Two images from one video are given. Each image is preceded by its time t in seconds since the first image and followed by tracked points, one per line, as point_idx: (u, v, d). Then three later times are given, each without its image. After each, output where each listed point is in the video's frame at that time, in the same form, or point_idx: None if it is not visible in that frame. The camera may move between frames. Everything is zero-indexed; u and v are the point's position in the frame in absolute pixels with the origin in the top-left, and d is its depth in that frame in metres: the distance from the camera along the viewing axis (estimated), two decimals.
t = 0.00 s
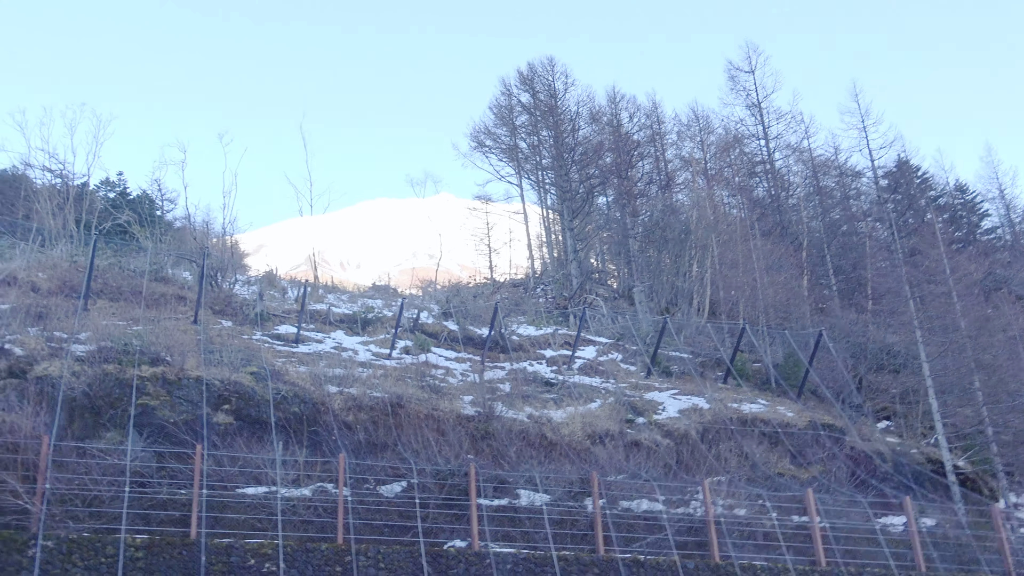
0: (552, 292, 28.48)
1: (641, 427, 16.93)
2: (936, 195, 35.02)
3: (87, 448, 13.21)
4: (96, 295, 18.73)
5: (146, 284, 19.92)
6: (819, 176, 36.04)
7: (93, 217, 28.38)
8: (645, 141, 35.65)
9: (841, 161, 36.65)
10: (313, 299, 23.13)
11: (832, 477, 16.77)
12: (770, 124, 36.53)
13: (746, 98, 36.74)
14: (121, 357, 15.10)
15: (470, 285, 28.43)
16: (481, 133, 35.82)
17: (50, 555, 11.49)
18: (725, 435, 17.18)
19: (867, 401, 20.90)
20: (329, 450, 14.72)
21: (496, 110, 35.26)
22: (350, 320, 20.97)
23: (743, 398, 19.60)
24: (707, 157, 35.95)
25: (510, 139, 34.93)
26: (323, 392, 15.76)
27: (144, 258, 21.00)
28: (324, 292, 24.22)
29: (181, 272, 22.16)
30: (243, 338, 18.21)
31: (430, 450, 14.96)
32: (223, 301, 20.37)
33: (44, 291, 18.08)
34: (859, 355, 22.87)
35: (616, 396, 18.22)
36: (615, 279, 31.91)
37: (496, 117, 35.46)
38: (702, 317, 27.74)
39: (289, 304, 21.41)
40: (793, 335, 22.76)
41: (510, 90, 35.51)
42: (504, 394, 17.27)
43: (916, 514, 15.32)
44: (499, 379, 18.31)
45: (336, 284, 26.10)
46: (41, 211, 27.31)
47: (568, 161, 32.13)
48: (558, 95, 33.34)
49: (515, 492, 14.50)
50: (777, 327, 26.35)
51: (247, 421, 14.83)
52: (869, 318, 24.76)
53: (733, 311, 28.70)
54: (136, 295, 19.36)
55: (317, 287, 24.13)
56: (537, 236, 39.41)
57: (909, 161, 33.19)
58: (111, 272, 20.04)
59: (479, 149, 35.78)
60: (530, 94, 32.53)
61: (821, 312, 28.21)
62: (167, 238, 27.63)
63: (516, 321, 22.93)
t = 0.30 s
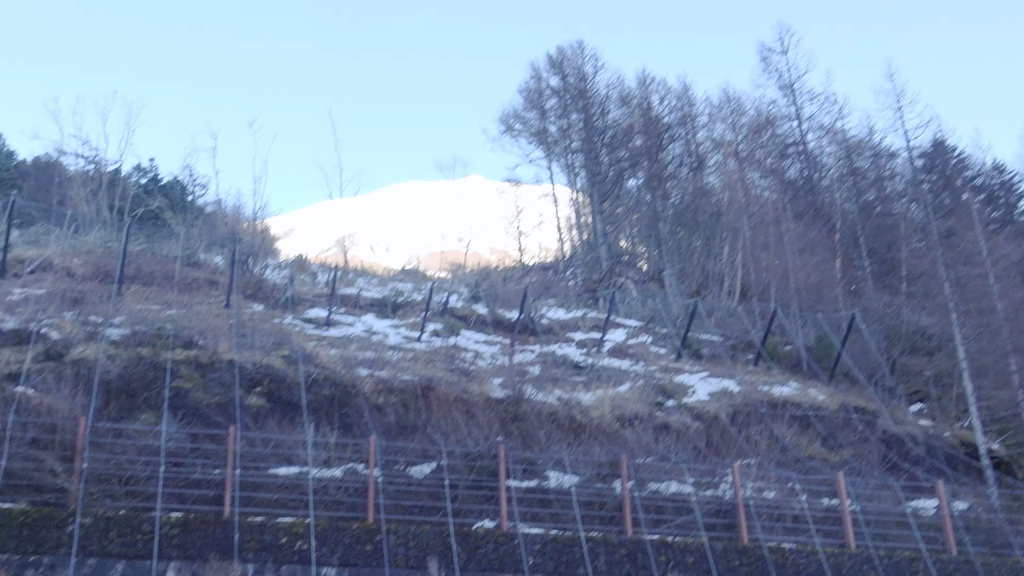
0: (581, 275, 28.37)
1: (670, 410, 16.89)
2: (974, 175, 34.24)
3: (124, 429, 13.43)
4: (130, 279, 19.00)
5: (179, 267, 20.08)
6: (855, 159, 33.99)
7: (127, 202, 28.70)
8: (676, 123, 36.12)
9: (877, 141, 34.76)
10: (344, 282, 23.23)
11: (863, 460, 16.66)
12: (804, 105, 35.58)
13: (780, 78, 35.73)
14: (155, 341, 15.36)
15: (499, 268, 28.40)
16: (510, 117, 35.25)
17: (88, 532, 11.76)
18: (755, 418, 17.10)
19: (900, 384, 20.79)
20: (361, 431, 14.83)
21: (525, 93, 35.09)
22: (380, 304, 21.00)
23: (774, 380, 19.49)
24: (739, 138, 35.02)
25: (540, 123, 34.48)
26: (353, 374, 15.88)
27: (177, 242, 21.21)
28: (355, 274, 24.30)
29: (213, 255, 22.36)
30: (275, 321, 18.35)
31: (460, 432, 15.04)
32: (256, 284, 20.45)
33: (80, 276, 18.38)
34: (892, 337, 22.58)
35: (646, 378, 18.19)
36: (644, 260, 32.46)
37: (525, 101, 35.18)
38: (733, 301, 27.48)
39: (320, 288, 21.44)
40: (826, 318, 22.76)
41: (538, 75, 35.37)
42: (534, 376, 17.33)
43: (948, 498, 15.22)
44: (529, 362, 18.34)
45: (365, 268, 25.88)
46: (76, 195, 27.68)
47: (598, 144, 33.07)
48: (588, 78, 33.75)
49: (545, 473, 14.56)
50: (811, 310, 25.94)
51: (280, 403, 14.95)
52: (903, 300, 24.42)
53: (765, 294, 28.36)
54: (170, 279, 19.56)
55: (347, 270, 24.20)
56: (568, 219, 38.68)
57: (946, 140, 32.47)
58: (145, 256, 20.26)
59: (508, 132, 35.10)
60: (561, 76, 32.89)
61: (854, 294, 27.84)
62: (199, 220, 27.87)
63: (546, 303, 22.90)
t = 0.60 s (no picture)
0: (620, 255, 28.26)
1: (710, 391, 16.73)
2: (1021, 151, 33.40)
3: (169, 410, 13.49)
4: (174, 261, 19.14)
5: (222, 249, 20.17)
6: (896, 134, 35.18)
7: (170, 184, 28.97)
8: (715, 100, 35.02)
9: (920, 117, 35.51)
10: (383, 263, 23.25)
11: (905, 442, 16.49)
12: (846, 79, 35.15)
13: (821, 53, 35.36)
14: (200, 323, 15.41)
15: (536, 248, 28.32)
16: (547, 95, 34.95)
17: (136, 511, 11.93)
18: (796, 399, 16.92)
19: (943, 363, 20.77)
20: (401, 413, 14.88)
21: (562, 70, 34.49)
22: (419, 285, 21.00)
23: (815, 362, 19.30)
24: (779, 116, 34.45)
25: (577, 101, 34.02)
26: (394, 356, 15.88)
27: (219, 224, 21.33)
28: (393, 256, 24.31)
29: (254, 238, 22.48)
30: (315, 303, 18.40)
31: (500, 414, 15.01)
32: (296, 267, 20.52)
33: (125, 258, 18.52)
34: (935, 316, 22.09)
35: (686, 360, 18.08)
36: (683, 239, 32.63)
37: (562, 78, 34.60)
38: (772, 279, 27.19)
39: (360, 270, 21.37)
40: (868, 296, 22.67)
41: (576, 50, 34.61)
42: (573, 357, 17.25)
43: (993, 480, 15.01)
44: (568, 343, 18.27)
45: (404, 249, 26.07)
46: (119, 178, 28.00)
47: (637, 122, 31.18)
48: (626, 54, 32.45)
49: (584, 455, 14.53)
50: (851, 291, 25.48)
51: (321, 384, 15.04)
52: (947, 280, 24.00)
53: (805, 274, 27.97)
54: (212, 261, 19.66)
55: (386, 251, 24.25)
56: (606, 196, 38.85)
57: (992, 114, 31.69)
58: (188, 238, 20.36)
59: (546, 111, 34.89)
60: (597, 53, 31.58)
61: (896, 275, 27.43)
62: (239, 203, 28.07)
63: (584, 284, 22.82)
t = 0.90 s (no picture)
0: (643, 255, 28.18)
1: (733, 393, 16.62)
2: None
3: (193, 410, 13.57)
4: (199, 261, 19.22)
5: (246, 249, 20.25)
6: (922, 130, 35.08)
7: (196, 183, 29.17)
8: (739, 97, 34.94)
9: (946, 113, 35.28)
10: (405, 262, 23.31)
11: (931, 445, 16.32)
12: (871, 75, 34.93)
13: (846, 48, 35.13)
14: (224, 323, 15.48)
15: (559, 248, 28.36)
16: (570, 92, 35.16)
17: (160, 512, 11.98)
18: (820, 402, 16.79)
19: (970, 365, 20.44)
20: (423, 414, 14.85)
21: (584, 67, 34.51)
22: (442, 284, 21.01)
23: (839, 363, 19.15)
24: (803, 112, 34.47)
25: (600, 98, 34.34)
26: (416, 356, 15.91)
27: (243, 224, 21.38)
28: (416, 255, 24.37)
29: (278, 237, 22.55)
30: (338, 303, 18.44)
31: (521, 415, 14.97)
32: (319, 267, 20.57)
33: (151, 258, 18.60)
34: (961, 317, 21.71)
35: (708, 361, 17.99)
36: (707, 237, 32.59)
37: (585, 74, 34.72)
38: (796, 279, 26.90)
39: (383, 270, 21.40)
40: (893, 297, 22.24)
41: (598, 47, 34.64)
42: (594, 358, 17.20)
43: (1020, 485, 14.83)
44: (589, 343, 18.24)
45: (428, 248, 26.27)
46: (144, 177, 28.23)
47: (660, 119, 31.01)
48: (648, 51, 32.26)
49: (606, 457, 14.47)
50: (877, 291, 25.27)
51: (344, 385, 15.04)
52: (974, 281, 23.78)
53: (829, 274, 27.78)
54: (236, 261, 19.72)
55: (409, 251, 24.30)
56: (630, 194, 38.98)
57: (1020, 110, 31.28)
58: (213, 238, 20.44)
59: (568, 108, 35.17)
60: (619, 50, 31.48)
61: (922, 274, 27.19)
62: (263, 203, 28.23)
63: (606, 283, 22.82)
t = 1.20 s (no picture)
0: (659, 273, 28.11)
1: (750, 414, 16.46)
2: None
3: (210, 429, 13.72)
4: (217, 278, 19.16)
5: (263, 266, 20.22)
6: (940, 149, 34.92)
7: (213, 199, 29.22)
8: (756, 114, 35.58)
9: (965, 131, 35.13)
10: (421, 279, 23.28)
11: (951, 469, 16.11)
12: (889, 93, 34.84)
13: (863, 66, 35.12)
14: (241, 341, 15.45)
15: (574, 267, 28.35)
16: (586, 109, 35.34)
17: (176, 532, 12.17)
18: (838, 424, 16.60)
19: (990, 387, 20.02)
20: (439, 434, 14.75)
21: (601, 84, 34.78)
22: (458, 303, 20.91)
23: (857, 385, 18.94)
24: (820, 130, 33.82)
25: (617, 115, 34.69)
26: (432, 375, 15.75)
27: (260, 241, 21.35)
28: (432, 273, 24.33)
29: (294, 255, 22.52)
30: (354, 321, 18.34)
31: (537, 436, 14.82)
32: (336, 284, 20.48)
33: (169, 275, 18.55)
34: (981, 338, 21.75)
35: (725, 382, 17.80)
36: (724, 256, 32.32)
37: (602, 92, 35.10)
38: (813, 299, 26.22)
39: (399, 288, 21.35)
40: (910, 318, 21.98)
41: (615, 64, 35.01)
42: (611, 378, 17.03)
43: None
44: (606, 363, 18.11)
45: (444, 266, 26.26)
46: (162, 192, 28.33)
47: (676, 137, 31.84)
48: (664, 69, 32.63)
49: (622, 479, 14.30)
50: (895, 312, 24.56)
51: (360, 404, 15.03)
52: (993, 302, 23.60)
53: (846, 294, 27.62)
54: (253, 278, 19.62)
55: (425, 269, 24.26)
56: (645, 213, 39.09)
57: None
58: (230, 255, 20.43)
59: (584, 125, 35.24)
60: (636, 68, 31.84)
61: (940, 295, 26.97)
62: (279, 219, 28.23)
63: (623, 303, 22.87)
